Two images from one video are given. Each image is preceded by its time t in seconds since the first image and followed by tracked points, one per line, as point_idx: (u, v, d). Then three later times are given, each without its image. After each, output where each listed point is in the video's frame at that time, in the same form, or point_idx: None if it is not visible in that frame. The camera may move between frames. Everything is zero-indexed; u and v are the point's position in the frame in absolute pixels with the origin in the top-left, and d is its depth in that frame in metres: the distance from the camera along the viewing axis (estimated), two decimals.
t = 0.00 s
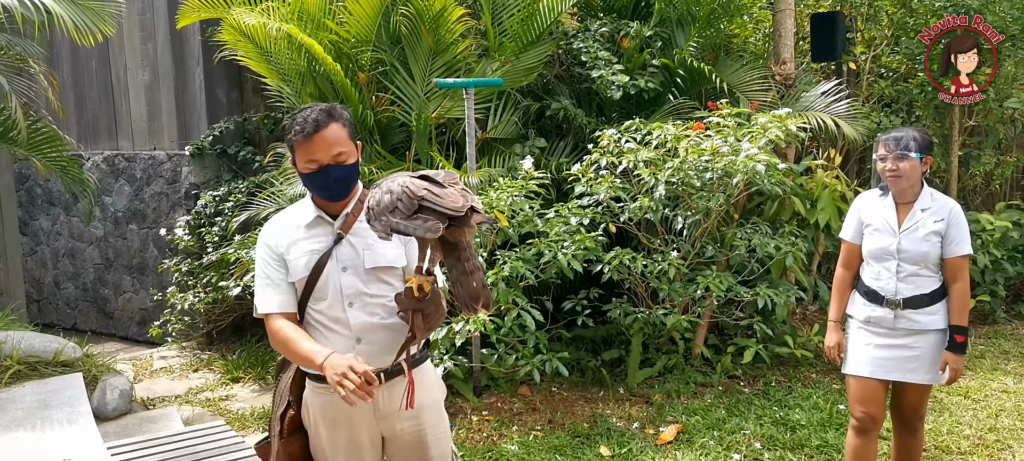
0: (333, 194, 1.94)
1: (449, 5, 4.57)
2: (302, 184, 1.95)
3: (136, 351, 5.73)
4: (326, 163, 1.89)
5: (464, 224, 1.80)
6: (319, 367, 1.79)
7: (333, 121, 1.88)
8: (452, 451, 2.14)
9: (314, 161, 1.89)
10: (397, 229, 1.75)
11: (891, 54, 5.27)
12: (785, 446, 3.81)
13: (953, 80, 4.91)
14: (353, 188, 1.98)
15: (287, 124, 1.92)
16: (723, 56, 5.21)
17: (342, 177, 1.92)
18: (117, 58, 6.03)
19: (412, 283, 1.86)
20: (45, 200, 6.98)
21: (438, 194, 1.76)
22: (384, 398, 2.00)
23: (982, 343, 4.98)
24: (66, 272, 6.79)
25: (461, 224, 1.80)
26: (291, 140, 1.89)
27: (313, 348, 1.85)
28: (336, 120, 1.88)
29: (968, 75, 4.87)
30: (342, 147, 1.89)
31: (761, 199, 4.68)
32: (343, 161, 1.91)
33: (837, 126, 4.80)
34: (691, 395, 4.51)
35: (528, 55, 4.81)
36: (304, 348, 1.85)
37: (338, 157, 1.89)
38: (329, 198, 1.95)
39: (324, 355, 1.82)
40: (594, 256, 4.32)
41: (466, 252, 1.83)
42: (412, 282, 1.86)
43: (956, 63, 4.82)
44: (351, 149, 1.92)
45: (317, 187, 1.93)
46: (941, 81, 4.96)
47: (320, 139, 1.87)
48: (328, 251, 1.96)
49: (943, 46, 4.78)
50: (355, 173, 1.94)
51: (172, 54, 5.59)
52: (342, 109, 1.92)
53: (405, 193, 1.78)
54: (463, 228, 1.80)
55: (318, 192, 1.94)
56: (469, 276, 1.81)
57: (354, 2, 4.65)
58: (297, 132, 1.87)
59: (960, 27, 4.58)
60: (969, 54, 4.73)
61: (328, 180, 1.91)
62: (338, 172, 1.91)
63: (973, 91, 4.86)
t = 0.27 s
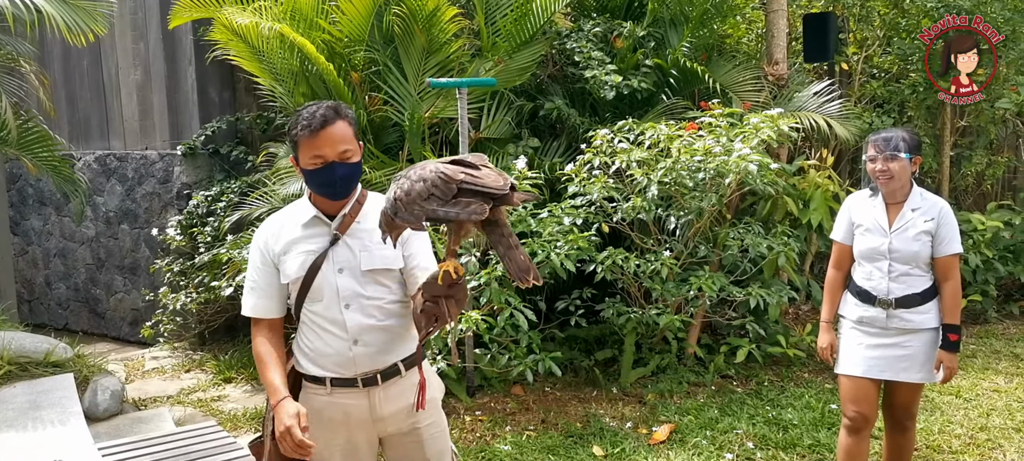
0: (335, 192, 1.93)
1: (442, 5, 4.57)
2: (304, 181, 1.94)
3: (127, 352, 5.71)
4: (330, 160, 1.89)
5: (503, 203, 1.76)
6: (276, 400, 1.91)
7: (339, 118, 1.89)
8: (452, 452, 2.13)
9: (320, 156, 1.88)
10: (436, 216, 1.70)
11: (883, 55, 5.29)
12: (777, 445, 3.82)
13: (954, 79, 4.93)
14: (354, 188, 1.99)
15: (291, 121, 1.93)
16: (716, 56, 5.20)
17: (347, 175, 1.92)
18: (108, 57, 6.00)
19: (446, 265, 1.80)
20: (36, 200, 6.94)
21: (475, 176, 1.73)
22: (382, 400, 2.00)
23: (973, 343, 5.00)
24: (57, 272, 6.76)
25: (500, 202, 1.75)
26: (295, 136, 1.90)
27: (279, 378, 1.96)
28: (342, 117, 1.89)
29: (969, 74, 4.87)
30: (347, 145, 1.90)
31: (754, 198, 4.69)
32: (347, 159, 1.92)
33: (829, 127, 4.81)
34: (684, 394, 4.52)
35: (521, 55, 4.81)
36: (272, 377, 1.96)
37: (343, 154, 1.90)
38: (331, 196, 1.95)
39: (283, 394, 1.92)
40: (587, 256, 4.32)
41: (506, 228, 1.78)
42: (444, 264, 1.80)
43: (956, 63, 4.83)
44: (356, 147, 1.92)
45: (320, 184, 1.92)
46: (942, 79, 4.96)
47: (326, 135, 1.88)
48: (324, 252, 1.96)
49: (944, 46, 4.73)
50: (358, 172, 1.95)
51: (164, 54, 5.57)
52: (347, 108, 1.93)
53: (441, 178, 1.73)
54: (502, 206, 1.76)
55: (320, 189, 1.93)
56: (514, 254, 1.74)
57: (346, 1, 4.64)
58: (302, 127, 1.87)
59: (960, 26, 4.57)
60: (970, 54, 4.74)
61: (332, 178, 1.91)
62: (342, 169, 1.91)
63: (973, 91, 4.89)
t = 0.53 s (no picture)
0: (351, 190, 1.93)
1: (432, 7, 4.57)
2: (320, 179, 1.94)
3: (116, 354, 5.68)
4: (347, 159, 1.89)
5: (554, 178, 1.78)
6: (257, 413, 2.00)
7: (358, 117, 1.90)
8: None
9: (339, 154, 1.88)
10: (497, 195, 1.68)
11: (873, 56, 5.30)
12: (767, 445, 3.83)
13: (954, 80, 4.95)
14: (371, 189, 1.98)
15: (310, 120, 1.94)
16: (707, 57, 5.21)
17: (365, 174, 1.91)
18: (97, 58, 5.98)
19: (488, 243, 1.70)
20: (25, 201, 6.91)
21: (529, 151, 1.75)
22: (387, 408, 1.97)
23: (962, 343, 5.03)
24: (46, 274, 6.73)
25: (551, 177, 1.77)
26: (315, 134, 1.91)
27: (266, 391, 2.04)
28: (361, 117, 1.90)
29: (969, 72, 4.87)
30: (365, 145, 1.90)
31: (744, 200, 4.71)
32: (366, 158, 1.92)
33: (819, 128, 4.83)
34: (674, 395, 4.53)
35: (512, 57, 4.81)
36: (260, 389, 2.04)
37: (362, 152, 1.90)
38: (348, 194, 1.94)
39: (265, 409, 2.00)
40: (578, 257, 4.32)
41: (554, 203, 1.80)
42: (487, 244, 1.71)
43: (956, 63, 4.82)
44: (374, 147, 1.92)
45: (337, 182, 1.92)
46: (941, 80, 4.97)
47: (345, 133, 1.88)
48: (333, 254, 1.98)
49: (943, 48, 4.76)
50: (376, 173, 1.95)
51: (153, 55, 5.55)
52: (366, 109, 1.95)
53: (495, 156, 1.72)
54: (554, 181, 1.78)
55: (337, 187, 1.93)
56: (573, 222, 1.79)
57: (336, 3, 4.63)
58: (322, 125, 1.88)
59: (959, 27, 4.60)
60: (969, 54, 4.74)
61: (350, 176, 1.91)
62: (361, 167, 1.90)
63: (973, 91, 4.93)
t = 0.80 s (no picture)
0: (372, 184, 1.89)
1: (417, 7, 4.56)
2: (342, 172, 1.91)
3: (98, 357, 5.63)
4: (369, 153, 1.86)
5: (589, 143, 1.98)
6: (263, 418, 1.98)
7: (383, 111, 1.88)
8: None
9: (361, 145, 1.86)
10: (552, 162, 1.85)
11: (855, 58, 5.33)
12: (751, 445, 3.84)
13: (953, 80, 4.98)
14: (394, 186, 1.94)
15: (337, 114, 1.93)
16: (691, 59, 5.21)
17: (386, 167, 1.88)
18: (78, 58, 5.92)
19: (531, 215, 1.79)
20: (5, 203, 6.83)
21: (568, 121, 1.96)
22: (405, 411, 1.89)
23: (944, 342, 5.06)
24: (27, 277, 6.66)
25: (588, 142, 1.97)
26: (339, 125, 1.89)
27: (275, 395, 2.00)
28: (385, 111, 1.88)
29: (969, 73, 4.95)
30: (388, 138, 1.87)
31: (729, 200, 4.72)
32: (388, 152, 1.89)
33: (802, 129, 4.86)
34: (659, 396, 4.54)
35: (497, 58, 4.81)
36: (270, 392, 2.00)
37: (385, 144, 1.87)
38: (368, 189, 1.90)
39: (272, 415, 1.98)
40: (563, 258, 4.32)
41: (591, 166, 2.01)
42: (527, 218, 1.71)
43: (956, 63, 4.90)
44: (397, 142, 1.90)
45: (358, 175, 1.88)
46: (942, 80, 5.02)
47: (369, 125, 1.87)
48: (353, 251, 1.92)
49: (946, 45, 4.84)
50: (398, 169, 1.91)
51: (135, 56, 5.51)
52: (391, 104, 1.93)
53: (541, 127, 1.89)
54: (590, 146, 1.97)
55: (357, 180, 1.89)
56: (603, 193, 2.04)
57: (320, 3, 4.61)
58: (346, 116, 1.87)
59: (960, 26, 4.70)
60: (970, 54, 4.84)
61: (370, 168, 1.87)
62: (382, 160, 1.87)
63: (974, 91, 4.95)
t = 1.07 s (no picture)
0: (380, 188, 1.87)
1: (392, 11, 4.55)
2: (350, 176, 1.89)
3: (67, 364, 5.55)
4: (378, 155, 1.84)
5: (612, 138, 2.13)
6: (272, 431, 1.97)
7: (392, 113, 1.85)
8: None
9: (370, 148, 1.84)
10: (581, 151, 1.98)
11: (827, 64, 5.39)
12: (724, 448, 3.87)
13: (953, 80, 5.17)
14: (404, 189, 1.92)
15: (344, 116, 1.90)
16: (666, 64, 5.24)
17: (395, 170, 1.85)
18: (49, 60, 5.85)
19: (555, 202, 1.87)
20: None
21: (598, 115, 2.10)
22: (415, 419, 1.90)
23: (914, 345, 5.13)
24: None
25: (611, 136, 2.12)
26: (347, 128, 1.87)
27: (283, 405, 1.98)
28: (394, 112, 1.86)
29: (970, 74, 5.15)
30: (397, 140, 1.85)
31: (703, 204, 4.76)
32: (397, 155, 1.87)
33: (775, 134, 4.91)
34: (635, 399, 4.56)
35: (473, 61, 4.81)
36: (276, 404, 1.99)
37: (394, 147, 1.85)
38: (377, 193, 1.88)
39: (280, 427, 1.97)
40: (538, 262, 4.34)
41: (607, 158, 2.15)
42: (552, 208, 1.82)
43: (956, 63, 5.08)
44: (406, 145, 1.88)
45: (367, 179, 1.86)
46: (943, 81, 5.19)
47: (377, 128, 1.84)
48: (364, 257, 1.89)
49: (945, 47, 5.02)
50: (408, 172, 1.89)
51: (106, 59, 5.45)
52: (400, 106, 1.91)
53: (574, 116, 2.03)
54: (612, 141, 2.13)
55: (366, 184, 1.87)
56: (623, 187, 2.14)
57: (293, 7, 4.59)
58: (354, 119, 1.84)
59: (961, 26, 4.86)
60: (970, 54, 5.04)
61: (379, 172, 1.85)
62: (391, 163, 1.85)
63: (973, 91, 5.14)
